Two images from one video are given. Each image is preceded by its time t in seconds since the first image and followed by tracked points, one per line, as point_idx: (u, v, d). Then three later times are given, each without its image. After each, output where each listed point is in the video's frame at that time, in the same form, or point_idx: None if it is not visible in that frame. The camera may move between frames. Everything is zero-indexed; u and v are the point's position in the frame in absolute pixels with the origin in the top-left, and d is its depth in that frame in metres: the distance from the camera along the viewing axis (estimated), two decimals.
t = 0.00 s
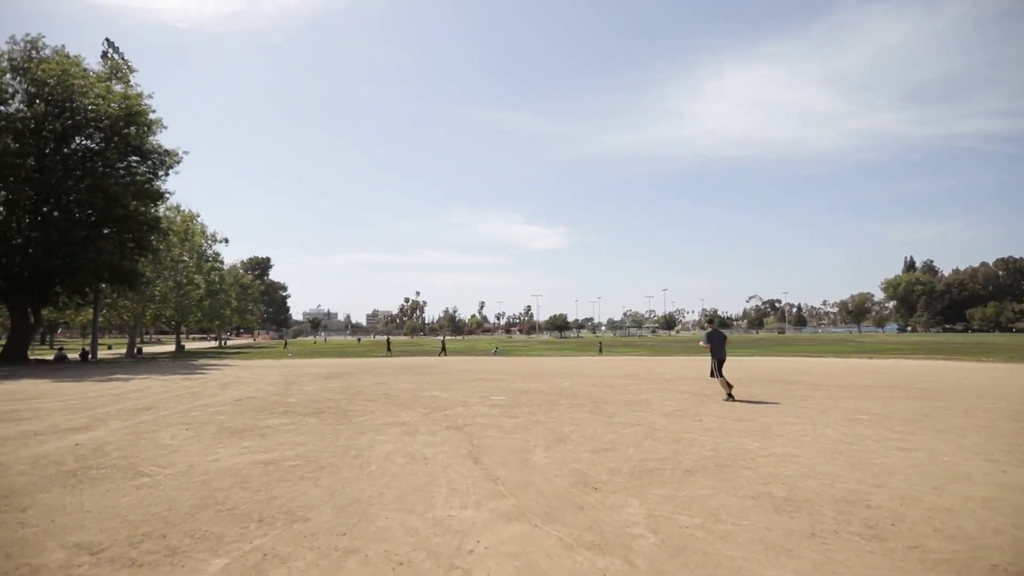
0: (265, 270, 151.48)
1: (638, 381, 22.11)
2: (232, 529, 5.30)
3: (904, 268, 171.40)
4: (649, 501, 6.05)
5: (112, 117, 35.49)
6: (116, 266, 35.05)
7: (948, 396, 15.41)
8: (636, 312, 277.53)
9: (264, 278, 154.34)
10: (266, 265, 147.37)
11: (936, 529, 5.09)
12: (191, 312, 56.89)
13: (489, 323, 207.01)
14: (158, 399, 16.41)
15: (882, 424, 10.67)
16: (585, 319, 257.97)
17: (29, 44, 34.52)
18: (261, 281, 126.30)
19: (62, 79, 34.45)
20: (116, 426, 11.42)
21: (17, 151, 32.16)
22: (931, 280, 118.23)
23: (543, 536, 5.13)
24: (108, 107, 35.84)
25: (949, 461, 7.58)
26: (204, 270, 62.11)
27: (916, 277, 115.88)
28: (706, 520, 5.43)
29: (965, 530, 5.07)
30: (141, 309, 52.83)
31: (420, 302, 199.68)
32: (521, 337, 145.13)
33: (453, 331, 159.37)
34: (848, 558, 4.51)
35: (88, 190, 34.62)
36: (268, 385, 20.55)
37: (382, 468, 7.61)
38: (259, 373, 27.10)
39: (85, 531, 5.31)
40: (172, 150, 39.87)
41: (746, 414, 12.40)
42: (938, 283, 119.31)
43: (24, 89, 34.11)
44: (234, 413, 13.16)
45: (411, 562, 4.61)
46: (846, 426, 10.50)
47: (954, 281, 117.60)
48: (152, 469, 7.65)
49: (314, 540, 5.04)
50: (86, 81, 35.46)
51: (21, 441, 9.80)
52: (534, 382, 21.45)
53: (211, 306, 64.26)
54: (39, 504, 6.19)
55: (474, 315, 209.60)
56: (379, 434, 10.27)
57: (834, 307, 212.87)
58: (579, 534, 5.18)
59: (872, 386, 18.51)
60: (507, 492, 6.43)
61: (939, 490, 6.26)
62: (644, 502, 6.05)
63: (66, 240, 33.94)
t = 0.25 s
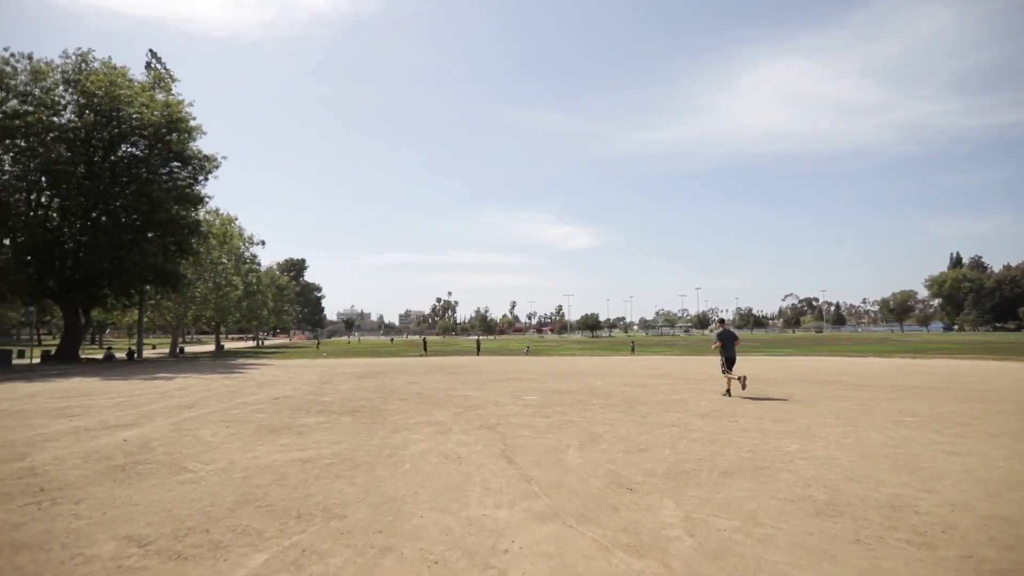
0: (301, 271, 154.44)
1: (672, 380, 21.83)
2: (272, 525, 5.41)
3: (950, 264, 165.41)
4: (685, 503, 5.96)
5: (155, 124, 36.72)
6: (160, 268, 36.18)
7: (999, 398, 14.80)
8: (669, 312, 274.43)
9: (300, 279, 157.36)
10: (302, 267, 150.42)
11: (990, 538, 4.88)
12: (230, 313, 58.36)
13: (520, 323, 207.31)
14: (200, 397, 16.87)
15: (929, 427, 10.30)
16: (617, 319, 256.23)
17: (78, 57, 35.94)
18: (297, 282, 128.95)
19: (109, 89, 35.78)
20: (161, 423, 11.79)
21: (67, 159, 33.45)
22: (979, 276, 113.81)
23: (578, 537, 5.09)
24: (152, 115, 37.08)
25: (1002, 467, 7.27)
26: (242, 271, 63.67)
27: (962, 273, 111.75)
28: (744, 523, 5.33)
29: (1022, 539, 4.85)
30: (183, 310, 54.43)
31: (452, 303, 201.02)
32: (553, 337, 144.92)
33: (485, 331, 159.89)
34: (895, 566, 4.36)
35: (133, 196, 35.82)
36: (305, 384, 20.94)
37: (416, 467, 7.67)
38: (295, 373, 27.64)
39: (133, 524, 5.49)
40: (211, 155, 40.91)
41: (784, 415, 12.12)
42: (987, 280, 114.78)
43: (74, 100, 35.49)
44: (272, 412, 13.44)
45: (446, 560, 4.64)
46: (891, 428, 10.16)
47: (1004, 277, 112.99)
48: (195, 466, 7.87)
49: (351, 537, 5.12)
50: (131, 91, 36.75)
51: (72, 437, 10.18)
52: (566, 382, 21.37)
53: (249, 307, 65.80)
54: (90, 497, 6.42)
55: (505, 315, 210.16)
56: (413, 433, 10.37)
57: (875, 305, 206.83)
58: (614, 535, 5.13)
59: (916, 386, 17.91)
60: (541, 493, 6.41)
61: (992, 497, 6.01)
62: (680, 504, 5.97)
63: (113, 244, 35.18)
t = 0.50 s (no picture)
0: (336, 273, 157.22)
1: (708, 381, 21.49)
2: (312, 522, 5.50)
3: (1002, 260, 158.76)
4: (725, 506, 5.84)
5: (197, 132, 37.87)
6: (202, 271, 37.24)
7: None
8: (704, 311, 270.21)
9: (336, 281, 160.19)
10: (338, 269, 153.21)
11: None
12: (268, 314, 59.73)
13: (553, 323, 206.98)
14: (241, 397, 17.31)
15: (981, 430, 9.90)
16: (651, 318, 253.58)
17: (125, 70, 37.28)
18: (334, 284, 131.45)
19: (154, 100, 37.01)
20: (204, 421, 12.14)
21: (116, 168, 34.71)
22: None
23: (615, 539, 5.04)
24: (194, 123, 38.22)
25: None
26: (280, 274, 65.13)
27: (1015, 269, 107.23)
28: (787, 527, 5.20)
29: None
30: (224, 312, 55.94)
31: (484, 303, 201.86)
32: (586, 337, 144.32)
33: (517, 331, 160.14)
34: None
35: (177, 202, 36.96)
36: (341, 384, 21.32)
37: (452, 467, 7.71)
38: (332, 373, 28.14)
39: (180, 519, 5.65)
40: (250, 161, 41.86)
41: (826, 416, 11.80)
42: None
43: (122, 111, 36.81)
44: (310, 411, 13.70)
45: (483, 560, 4.65)
46: (940, 431, 9.79)
47: None
48: (237, 463, 8.07)
49: (389, 536, 5.17)
50: (174, 101, 37.96)
51: (123, 433, 10.55)
52: (600, 382, 21.24)
53: (287, 308, 67.27)
54: (140, 492, 6.65)
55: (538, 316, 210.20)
56: (448, 433, 10.43)
57: (921, 303, 199.84)
58: (652, 538, 5.06)
59: (966, 387, 17.23)
60: (577, 493, 6.37)
61: None
62: (720, 506, 5.86)
63: (158, 249, 36.36)
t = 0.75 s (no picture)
0: (368, 276, 159.32)
1: (742, 382, 21.10)
2: (346, 522, 5.57)
3: None
4: (762, 511, 5.72)
5: (233, 140, 38.88)
6: (238, 275, 38.17)
7: None
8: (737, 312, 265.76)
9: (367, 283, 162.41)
10: (369, 272, 155.43)
11: None
12: (302, 317, 60.83)
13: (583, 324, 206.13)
14: (277, 397, 17.67)
15: None
16: (682, 319, 250.53)
17: (166, 81, 38.48)
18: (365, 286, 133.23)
19: (192, 109, 38.13)
20: (242, 421, 12.43)
21: (158, 175, 35.83)
22: None
23: (649, 543, 4.99)
24: (230, 131, 39.26)
25: None
26: (313, 277, 66.32)
27: None
28: (827, 534, 5.06)
29: None
30: (260, 315, 57.21)
31: (514, 305, 202.14)
32: (617, 338, 143.30)
33: (547, 333, 159.92)
34: None
35: (215, 207, 37.97)
36: (373, 385, 21.61)
37: (484, 468, 7.72)
38: (364, 374, 28.50)
39: (219, 516, 5.78)
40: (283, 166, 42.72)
41: (866, 420, 11.48)
42: None
43: (162, 120, 37.98)
44: (344, 412, 13.91)
45: (515, 562, 4.63)
46: (988, 436, 9.42)
47: None
48: (274, 462, 8.25)
49: (422, 536, 5.20)
50: (211, 109, 39.06)
51: (165, 432, 10.86)
52: (631, 384, 21.07)
53: (319, 311, 68.43)
54: (182, 489, 6.84)
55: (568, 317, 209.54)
56: (479, 434, 10.47)
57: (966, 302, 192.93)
58: (688, 542, 4.99)
59: (1015, 390, 16.56)
60: (610, 496, 6.32)
61: None
62: (757, 511, 5.74)
63: (197, 253, 37.40)
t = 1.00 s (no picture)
0: (396, 277, 160.91)
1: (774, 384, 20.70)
2: (377, 521, 5.63)
3: None
4: (796, 515, 5.60)
5: (265, 145, 39.69)
6: (270, 277, 38.91)
7: None
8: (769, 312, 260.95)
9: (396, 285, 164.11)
10: (397, 273, 156.96)
11: None
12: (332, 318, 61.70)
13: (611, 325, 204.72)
14: (309, 397, 17.95)
15: None
16: (712, 319, 246.98)
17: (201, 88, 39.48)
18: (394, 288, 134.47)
19: (226, 116, 39.06)
20: (275, 420, 12.65)
21: (194, 180, 36.75)
22: None
23: (680, 547, 4.92)
24: (262, 136, 40.10)
25: None
26: (343, 278, 67.23)
27: None
28: (866, 540, 4.93)
29: None
30: (291, 316, 58.21)
31: (542, 305, 201.86)
32: (645, 339, 141.93)
33: (575, 334, 159.36)
34: None
35: (248, 211, 38.80)
36: (402, 385, 21.79)
37: (512, 469, 7.72)
38: (393, 374, 28.77)
39: (253, 514, 5.89)
40: (313, 170, 43.44)
41: (905, 423, 11.15)
42: None
43: (198, 127, 38.95)
44: (374, 412, 14.05)
45: (545, 564, 4.62)
46: None
47: None
48: (306, 461, 8.37)
49: (452, 536, 5.21)
50: (244, 116, 39.95)
51: (201, 431, 11.12)
52: (661, 385, 20.84)
53: (349, 312, 69.35)
54: (218, 487, 6.98)
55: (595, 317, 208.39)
56: (507, 435, 10.48)
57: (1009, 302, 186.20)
58: (719, 547, 4.91)
59: None
60: (639, 498, 6.26)
61: None
62: (791, 515, 5.62)
63: (231, 256, 38.24)
